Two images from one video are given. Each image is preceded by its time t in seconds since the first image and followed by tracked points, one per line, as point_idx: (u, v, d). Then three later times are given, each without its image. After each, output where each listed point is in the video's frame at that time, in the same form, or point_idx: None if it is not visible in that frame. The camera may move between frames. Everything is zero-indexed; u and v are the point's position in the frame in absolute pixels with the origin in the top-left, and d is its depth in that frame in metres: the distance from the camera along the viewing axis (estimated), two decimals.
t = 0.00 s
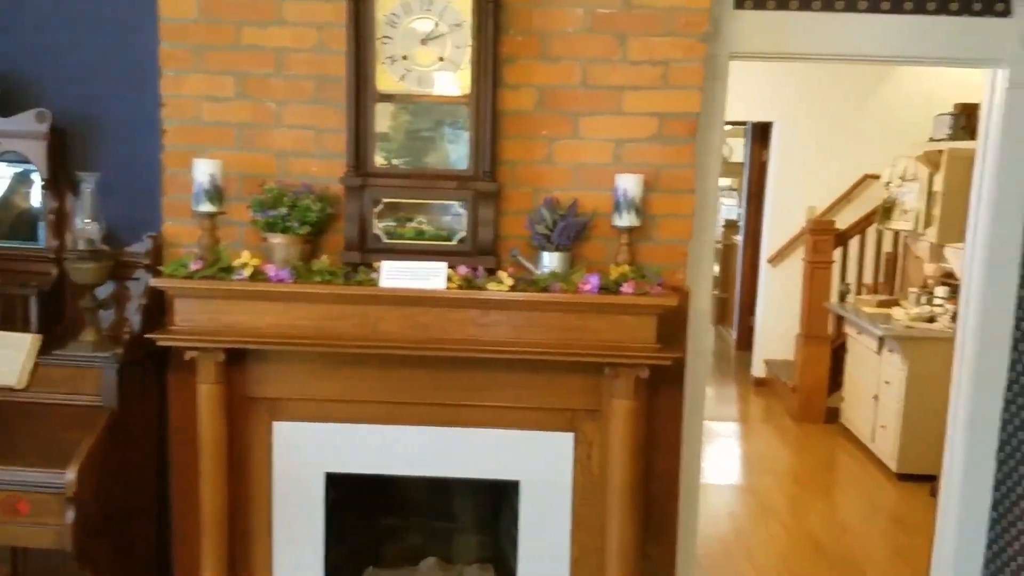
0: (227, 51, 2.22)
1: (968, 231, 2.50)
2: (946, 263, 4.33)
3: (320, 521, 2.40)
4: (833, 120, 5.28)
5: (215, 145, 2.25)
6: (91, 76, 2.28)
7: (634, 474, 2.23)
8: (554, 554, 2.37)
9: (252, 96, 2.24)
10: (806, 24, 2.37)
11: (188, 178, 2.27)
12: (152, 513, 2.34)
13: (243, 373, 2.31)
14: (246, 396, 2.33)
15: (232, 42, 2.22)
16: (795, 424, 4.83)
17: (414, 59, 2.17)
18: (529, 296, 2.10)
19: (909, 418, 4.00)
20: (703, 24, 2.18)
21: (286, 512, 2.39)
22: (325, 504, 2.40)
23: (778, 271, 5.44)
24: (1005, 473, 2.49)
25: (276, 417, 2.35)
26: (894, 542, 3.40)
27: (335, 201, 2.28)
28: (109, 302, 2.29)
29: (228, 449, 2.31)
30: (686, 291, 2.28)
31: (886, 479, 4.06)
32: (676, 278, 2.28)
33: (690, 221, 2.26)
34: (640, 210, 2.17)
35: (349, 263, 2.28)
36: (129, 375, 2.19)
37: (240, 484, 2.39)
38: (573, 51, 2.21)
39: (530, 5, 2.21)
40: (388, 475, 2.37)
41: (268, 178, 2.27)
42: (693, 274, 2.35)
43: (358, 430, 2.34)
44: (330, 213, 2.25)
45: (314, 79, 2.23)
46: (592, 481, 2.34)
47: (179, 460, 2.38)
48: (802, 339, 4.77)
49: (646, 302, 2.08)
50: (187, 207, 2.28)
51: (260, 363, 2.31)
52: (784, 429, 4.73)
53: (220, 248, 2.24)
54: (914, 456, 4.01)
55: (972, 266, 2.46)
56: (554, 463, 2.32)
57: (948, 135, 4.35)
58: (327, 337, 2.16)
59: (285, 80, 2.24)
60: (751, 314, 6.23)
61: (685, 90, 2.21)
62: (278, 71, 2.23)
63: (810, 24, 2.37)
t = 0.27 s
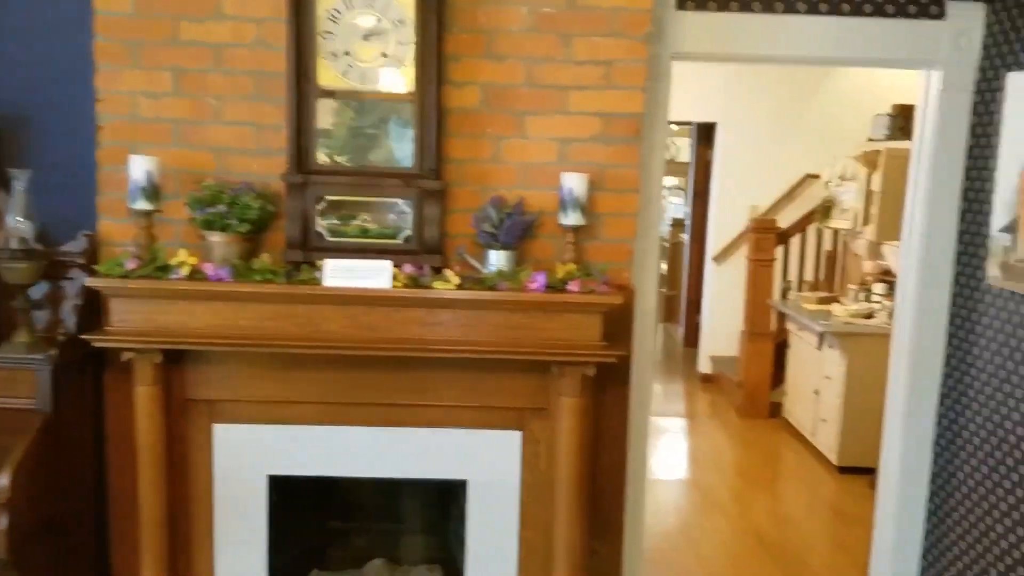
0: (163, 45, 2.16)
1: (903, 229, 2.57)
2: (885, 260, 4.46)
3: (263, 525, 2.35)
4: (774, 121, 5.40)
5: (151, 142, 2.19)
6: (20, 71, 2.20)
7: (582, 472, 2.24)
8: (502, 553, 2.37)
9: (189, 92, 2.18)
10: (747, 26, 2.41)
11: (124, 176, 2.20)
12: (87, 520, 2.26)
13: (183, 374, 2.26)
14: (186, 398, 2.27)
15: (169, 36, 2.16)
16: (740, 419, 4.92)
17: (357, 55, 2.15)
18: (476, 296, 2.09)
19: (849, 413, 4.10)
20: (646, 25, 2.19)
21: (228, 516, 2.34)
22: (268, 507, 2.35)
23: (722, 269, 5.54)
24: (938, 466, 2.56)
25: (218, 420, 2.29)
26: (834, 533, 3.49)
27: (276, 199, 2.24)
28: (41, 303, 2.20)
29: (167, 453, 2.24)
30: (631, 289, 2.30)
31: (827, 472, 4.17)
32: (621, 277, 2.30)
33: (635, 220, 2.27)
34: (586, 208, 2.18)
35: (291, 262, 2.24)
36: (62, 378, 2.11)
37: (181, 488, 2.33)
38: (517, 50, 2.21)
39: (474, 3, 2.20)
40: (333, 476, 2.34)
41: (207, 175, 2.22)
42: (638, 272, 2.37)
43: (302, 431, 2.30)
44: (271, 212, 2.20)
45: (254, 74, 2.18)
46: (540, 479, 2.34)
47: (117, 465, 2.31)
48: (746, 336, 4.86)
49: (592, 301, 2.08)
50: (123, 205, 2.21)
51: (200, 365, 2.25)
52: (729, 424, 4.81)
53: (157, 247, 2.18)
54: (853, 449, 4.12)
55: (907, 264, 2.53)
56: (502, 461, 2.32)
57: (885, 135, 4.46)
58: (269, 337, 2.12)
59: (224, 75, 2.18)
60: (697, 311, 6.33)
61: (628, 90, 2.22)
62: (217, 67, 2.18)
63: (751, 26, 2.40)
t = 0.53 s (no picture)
0: (100, 39, 2.10)
1: (844, 226, 2.64)
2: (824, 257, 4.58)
3: (209, 527, 2.30)
4: (719, 120, 5.49)
5: (89, 137, 2.13)
6: None
7: (532, 468, 2.25)
8: (452, 550, 2.37)
9: (129, 86, 2.12)
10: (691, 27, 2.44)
11: (61, 173, 2.13)
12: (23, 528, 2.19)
13: (124, 375, 2.19)
14: (127, 399, 2.21)
15: (106, 30, 2.09)
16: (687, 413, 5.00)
17: (301, 50, 2.12)
18: (424, 293, 2.07)
19: (791, 405, 4.20)
20: (592, 25, 2.21)
21: (172, 519, 2.29)
22: (213, 510, 2.31)
23: (669, 266, 5.62)
24: (878, 457, 2.63)
25: (160, 422, 2.24)
26: (777, 523, 3.57)
27: (219, 196, 2.19)
28: None
29: (108, 456, 2.18)
30: (581, 286, 2.32)
31: (771, 464, 4.26)
32: (571, 274, 2.31)
33: (583, 218, 2.29)
34: (534, 206, 2.18)
35: (235, 260, 2.20)
36: None
37: (122, 492, 2.26)
38: (465, 48, 2.21)
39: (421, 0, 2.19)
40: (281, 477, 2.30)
41: (146, 171, 2.16)
42: (587, 269, 2.39)
43: (248, 432, 2.26)
44: (214, 209, 2.16)
45: (196, 69, 2.13)
46: (491, 476, 2.34)
47: (55, 469, 2.25)
48: (693, 332, 4.94)
49: (541, 298, 2.09)
50: (59, 202, 2.14)
51: (141, 365, 2.19)
52: (677, 418, 4.89)
53: (95, 245, 2.11)
54: (796, 441, 4.22)
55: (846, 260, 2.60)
56: (452, 459, 2.32)
57: (825, 135, 4.57)
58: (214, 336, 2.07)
59: (164, 69, 2.13)
60: (645, 307, 6.41)
61: (574, 88, 2.24)
62: (157, 61, 2.12)
63: (696, 26, 2.44)
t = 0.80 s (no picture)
0: (48, 30, 2.05)
1: (799, 220, 2.69)
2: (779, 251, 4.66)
3: (164, 528, 2.26)
4: (676, 116, 5.55)
5: (38, 131, 2.08)
6: None
7: (493, 463, 2.25)
8: (412, 546, 2.36)
9: (78, 79, 2.07)
10: (648, 22, 2.46)
11: (8, 167, 2.07)
12: None
13: (75, 374, 2.14)
14: (78, 398, 2.15)
15: (54, 21, 2.04)
16: (646, 406, 5.05)
17: (254, 42, 2.09)
18: (382, 288, 2.04)
19: (747, 397, 4.27)
20: (550, 18, 2.20)
21: (126, 520, 2.24)
22: (169, 510, 2.26)
23: (629, 260, 5.66)
24: (832, 447, 2.68)
25: (113, 421, 2.19)
26: (734, 514, 3.63)
27: (172, 191, 2.14)
28: None
29: (58, 457, 2.13)
30: (541, 281, 2.32)
31: (729, 455, 4.32)
32: (531, 268, 2.31)
33: (543, 212, 2.29)
34: (493, 200, 2.18)
35: (189, 255, 2.15)
36: None
37: (74, 494, 2.21)
38: (422, 41, 2.19)
39: None
40: (238, 476, 2.27)
41: (97, 165, 2.11)
42: (547, 264, 2.39)
43: (205, 430, 2.22)
44: (166, 204, 2.10)
45: (147, 61, 2.08)
46: (451, 472, 2.33)
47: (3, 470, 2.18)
48: (652, 325, 4.98)
49: (502, 293, 2.08)
50: (7, 197, 2.08)
51: (93, 363, 2.14)
52: (637, 411, 4.93)
53: (44, 241, 2.06)
54: (753, 432, 4.29)
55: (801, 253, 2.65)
56: (411, 455, 2.30)
57: (780, 130, 4.62)
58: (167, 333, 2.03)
59: (114, 61, 2.08)
60: (605, 302, 6.46)
61: (532, 82, 2.23)
62: (107, 53, 2.07)
63: (653, 22, 2.46)
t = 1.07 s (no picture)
0: None
1: (753, 213, 2.73)
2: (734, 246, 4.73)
3: (117, 530, 2.21)
4: (633, 111, 5.59)
5: None
6: None
7: (452, 459, 2.24)
8: (371, 544, 2.34)
9: (23, 71, 2.01)
10: (604, 17, 2.47)
11: None
12: None
13: (21, 374, 2.08)
14: (26, 399, 2.09)
15: None
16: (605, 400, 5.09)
17: (206, 35, 2.05)
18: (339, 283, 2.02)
19: (704, 390, 4.32)
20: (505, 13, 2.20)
21: (77, 523, 2.18)
22: (122, 512, 2.21)
23: (588, 255, 5.69)
24: (787, 438, 2.72)
25: (63, 422, 2.13)
26: (692, 505, 3.67)
27: (121, 186, 2.09)
28: None
29: (5, 459, 2.06)
30: (499, 275, 2.32)
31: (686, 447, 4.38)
32: (489, 263, 2.31)
33: (501, 207, 2.29)
34: (451, 195, 2.17)
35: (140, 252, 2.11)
36: None
37: (22, 497, 2.15)
38: (378, 35, 2.17)
39: None
40: (193, 476, 2.23)
41: (44, 161, 2.05)
42: (505, 258, 2.39)
43: (158, 430, 2.17)
44: (116, 199, 2.07)
45: (95, 53, 2.03)
46: (411, 468, 2.32)
47: None
48: (611, 319, 5.02)
49: (460, 288, 2.07)
50: None
51: (41, 363, 2.08)
52: (596, 405, 4.97)
53: None
54: (710, 425, 4.35)
55: (756, 247, 2.69)
56: (370, 452, 2.28)
57: (734, 126, 4.68)
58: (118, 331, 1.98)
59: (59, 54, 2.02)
60: (564, 297, 6.49)
61: (488, 76, 2.23)
62: (54, 45, 2.01)
63: (608, 17, 2.47)
